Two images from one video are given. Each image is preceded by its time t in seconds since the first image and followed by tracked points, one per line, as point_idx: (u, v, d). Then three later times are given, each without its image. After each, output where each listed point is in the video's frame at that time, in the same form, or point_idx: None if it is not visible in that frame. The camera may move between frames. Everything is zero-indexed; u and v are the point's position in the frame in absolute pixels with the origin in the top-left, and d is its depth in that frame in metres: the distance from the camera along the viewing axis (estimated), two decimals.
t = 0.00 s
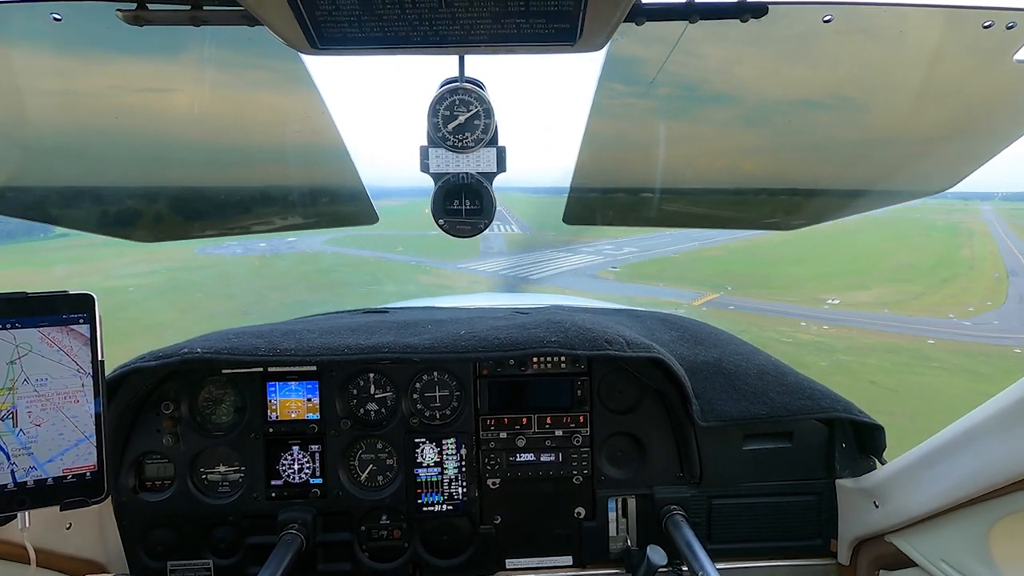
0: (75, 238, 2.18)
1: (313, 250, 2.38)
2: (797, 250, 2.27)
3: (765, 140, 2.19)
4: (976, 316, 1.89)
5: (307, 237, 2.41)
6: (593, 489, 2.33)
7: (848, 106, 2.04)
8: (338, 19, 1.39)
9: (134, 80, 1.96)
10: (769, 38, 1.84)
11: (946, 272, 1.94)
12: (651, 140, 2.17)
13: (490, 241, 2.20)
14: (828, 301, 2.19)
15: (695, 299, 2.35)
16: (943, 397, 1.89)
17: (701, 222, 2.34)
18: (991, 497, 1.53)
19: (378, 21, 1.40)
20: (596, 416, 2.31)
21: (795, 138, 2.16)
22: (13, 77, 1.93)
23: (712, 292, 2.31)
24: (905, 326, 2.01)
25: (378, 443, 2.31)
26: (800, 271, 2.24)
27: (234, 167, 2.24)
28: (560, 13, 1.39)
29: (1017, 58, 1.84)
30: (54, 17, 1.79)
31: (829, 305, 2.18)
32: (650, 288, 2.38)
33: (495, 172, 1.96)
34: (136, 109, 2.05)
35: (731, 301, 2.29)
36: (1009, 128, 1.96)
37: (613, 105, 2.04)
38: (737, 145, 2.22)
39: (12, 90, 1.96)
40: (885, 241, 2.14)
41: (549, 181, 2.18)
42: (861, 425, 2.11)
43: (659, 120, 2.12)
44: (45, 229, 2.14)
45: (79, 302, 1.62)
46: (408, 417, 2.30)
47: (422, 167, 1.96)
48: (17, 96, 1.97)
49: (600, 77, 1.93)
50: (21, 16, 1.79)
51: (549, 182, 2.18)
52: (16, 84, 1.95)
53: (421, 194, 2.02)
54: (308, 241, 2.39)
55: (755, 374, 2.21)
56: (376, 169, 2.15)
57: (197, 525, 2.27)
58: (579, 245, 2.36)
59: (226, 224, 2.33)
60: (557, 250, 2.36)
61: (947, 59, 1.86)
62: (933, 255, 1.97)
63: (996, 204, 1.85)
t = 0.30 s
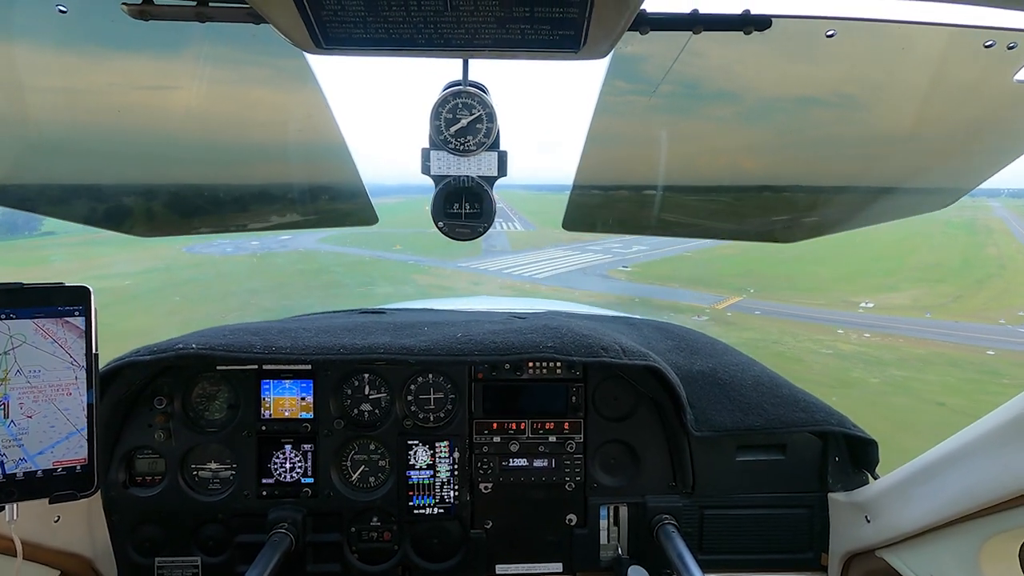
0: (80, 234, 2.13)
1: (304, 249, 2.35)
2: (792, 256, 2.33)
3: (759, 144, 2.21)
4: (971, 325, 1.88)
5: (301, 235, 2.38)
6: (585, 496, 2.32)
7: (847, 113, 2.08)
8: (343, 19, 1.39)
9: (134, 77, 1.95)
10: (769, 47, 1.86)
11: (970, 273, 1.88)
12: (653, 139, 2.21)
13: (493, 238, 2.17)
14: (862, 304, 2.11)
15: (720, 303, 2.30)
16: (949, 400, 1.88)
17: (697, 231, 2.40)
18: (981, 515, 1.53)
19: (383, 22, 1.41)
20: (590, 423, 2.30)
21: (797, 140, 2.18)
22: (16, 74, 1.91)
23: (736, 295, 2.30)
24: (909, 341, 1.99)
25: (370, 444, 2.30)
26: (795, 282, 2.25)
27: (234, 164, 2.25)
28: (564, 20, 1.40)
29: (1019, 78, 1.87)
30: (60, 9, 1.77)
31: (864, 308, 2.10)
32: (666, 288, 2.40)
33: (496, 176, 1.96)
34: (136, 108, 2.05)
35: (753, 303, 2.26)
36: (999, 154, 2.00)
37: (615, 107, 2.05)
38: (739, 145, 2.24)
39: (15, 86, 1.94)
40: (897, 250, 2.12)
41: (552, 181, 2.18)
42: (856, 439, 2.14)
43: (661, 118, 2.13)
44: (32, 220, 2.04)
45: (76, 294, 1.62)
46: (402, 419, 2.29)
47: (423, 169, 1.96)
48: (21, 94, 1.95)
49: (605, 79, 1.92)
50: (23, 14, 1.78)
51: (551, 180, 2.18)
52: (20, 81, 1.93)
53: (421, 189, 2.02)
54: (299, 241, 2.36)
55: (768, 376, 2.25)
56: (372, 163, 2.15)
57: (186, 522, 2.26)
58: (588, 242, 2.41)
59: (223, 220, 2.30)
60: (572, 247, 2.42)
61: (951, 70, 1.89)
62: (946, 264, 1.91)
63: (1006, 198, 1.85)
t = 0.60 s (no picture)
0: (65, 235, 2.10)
1: (299, 249, 2.34)
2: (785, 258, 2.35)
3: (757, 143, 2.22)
4: (968, 328, 1.88)
5: (294, 234, 2.37)
6: (580, 496, 2.33)
7: (845, 116, 2.09)
8: (344, 16, 1.39)
9: (134, 76, 1.95)
10: (769, 50, 1.86)
11: (989, 274, 1.87)
12: (653, 139, 2.22)
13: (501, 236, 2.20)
14: (902, 310, 2.04)
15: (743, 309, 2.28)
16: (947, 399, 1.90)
17: (697, 232, 2.42)
18: (976, 518, 1.54)
19: (384, 20, 1.41)
20: (587, 423, 2.31)
21: (794, 139, 2.19)
22: (15, 74, 1.90)
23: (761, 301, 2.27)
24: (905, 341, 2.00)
25: (367, 442, 2.30)
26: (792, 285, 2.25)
27: (233, 163, 2.24)
28: (565, 20, 1.40)
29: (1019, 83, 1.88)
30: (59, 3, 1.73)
31: (903, 314, 2.04)
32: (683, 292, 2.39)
33: (495, 175, 1.95)
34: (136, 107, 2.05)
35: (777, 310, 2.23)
36: (999, 155, 2.01)
37: (615, 106, 2.05)
38: (739, 145, 2.24)
39: (14, 86, 1.93)
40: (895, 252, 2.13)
41: (551, 180, 2.17)
42: (851, 441, 2.14)
43: (660, 118, 2.13)
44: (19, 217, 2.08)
45: (74, 289, 1.62)
46: (399, 417, 2.29)
47: (423, 167, 1.96)
48: (20, 94, 1.95)
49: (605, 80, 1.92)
50: (22, 14, 1.77)
51: (550, 179, 2.17)
52: (19, 81, 1.92)
53: (421, 187, 2.01)
54: (292, 241, 2.34)
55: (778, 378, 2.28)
56: (371, 160, 2.14)
57: (182, 518, 2.25)
58: (590, 241, 2.42)
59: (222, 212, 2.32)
60: (580, 245, 2.43)
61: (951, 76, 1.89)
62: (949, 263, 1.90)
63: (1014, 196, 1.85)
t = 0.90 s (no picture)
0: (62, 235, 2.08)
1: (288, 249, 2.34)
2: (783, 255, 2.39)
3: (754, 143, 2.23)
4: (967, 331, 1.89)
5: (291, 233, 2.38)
6: (579, 494, 2.33)
7: (845, 117, 2.09)
8: (345, 12, 1.39)
9: (134, 76, 1.96)
10: (768, 52, 1.87)
11: (994, 273, 1.88)
12: (653, 138, 2.21)
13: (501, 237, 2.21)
14: (948, 317, 1.97)
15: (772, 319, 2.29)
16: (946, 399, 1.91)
17: (696, 232, 2.42)
18: (974, 518, 1.54)
19: (384, 16, 1.40)
20: (586, 421, 2.31)
21: (794, 138, 2.20)
22: (16, 73, 1.90)
23: (789, 308, 2.29)
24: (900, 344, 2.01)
25: (366, 439, 2.30)
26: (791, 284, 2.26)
27: (234, 163, 2.25)
28: (566, 17, 1.39)
29: (1020, 83, 1.88)
30: None
31: (948, 322, 1.96)
32: (702, 298, 2.44)
33: (496, 172, 1.95)
34: (135, 107, 2.05)
35: (807, 318, 2.24)
36: (998, 156, 2.03)
37: (615, 106, 2.05)
38: (738, 145, 2.25)
39: (14, 85, 1.93)
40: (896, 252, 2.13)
41: (550, 179, 2.18)
42: (851, 441, 2.14)
43: (659, 118, 2.14)
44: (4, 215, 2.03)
45: (73, 284, 1.62)
46: (398, 415, 2.29)
47: (423, 165, 1.95)
48: (20, 93, 1.95)
49: (605, 79, 1.92)
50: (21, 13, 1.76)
51: (554, 178, 2.18)
52: (19, 80, 1.92)
53: (421, 186, 2.01)
54: (283, 241, 2.35)
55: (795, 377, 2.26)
56: (371, 158, 2.14)
57: (181, 514, 2.26)
58: (594, 243, 2.44)
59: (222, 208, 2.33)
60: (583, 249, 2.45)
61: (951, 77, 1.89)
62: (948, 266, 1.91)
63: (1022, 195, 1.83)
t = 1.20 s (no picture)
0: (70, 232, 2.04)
1: (276, 251, 2.34)
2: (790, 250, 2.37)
3: (751, 142, 2.23)
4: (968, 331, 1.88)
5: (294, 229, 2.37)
6: (579, 491, 2.33)
7: (847, 116, 2.08)
8: (348, 8, 1.39)
9: (135, 74, 1.95)
10: (771, 51, 1.86)
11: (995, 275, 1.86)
12: (654, 137, 2.21)
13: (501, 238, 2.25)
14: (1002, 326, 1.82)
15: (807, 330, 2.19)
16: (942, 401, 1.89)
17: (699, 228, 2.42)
18: (973, 517, 1.54)
19: (387, 11, 1.40)
20: (586, 418, 2.31)
21: (794, 137, 2.19)
22: (18, 74, 1.89)
23: (822, 317, 2.19)
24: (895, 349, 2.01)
25: (366, 434, 2.31)
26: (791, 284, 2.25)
27: (235, 162, 2.25)
28: (569, 13, 1.39)
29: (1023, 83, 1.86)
30: None
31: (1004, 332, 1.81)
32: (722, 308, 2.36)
33: (498, 169, 1.96)
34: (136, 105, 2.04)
35: (845, 327, 2.13)
36: (1001, 155, 2.01)
37: (618, 104, 2.05)
38: (739, 145, 2.25)
39: (15, 86, 1.92)
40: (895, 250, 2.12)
41: (551, 178, 2.18)
42: (850, 440, 2.13)
43: (660, 117, 2.14)
44: None
45: (75, 278, 1.62)
46: (398, 410, 2.30)
47: (426, 161, 1.96)
48: (19, 92, 1.93)
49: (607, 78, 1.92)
50: (22, 10, 1.75)
51: (556, 178, 2.19)
52: (21, 81, 1.91)
53: (422, 186, 2.03)
54: (271, 243, 2.34)
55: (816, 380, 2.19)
56: (373, 155, 2.15)
57: (181, 508, 2.26)
58: (598, 244, 2.44)
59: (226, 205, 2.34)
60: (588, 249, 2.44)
61: (952, 78, 1.89)
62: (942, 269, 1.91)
63: None
